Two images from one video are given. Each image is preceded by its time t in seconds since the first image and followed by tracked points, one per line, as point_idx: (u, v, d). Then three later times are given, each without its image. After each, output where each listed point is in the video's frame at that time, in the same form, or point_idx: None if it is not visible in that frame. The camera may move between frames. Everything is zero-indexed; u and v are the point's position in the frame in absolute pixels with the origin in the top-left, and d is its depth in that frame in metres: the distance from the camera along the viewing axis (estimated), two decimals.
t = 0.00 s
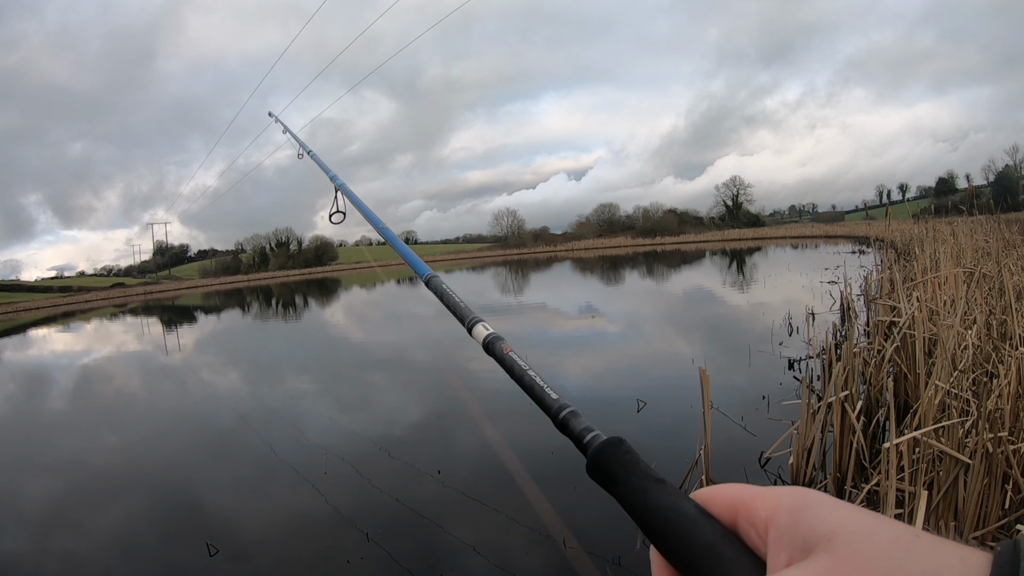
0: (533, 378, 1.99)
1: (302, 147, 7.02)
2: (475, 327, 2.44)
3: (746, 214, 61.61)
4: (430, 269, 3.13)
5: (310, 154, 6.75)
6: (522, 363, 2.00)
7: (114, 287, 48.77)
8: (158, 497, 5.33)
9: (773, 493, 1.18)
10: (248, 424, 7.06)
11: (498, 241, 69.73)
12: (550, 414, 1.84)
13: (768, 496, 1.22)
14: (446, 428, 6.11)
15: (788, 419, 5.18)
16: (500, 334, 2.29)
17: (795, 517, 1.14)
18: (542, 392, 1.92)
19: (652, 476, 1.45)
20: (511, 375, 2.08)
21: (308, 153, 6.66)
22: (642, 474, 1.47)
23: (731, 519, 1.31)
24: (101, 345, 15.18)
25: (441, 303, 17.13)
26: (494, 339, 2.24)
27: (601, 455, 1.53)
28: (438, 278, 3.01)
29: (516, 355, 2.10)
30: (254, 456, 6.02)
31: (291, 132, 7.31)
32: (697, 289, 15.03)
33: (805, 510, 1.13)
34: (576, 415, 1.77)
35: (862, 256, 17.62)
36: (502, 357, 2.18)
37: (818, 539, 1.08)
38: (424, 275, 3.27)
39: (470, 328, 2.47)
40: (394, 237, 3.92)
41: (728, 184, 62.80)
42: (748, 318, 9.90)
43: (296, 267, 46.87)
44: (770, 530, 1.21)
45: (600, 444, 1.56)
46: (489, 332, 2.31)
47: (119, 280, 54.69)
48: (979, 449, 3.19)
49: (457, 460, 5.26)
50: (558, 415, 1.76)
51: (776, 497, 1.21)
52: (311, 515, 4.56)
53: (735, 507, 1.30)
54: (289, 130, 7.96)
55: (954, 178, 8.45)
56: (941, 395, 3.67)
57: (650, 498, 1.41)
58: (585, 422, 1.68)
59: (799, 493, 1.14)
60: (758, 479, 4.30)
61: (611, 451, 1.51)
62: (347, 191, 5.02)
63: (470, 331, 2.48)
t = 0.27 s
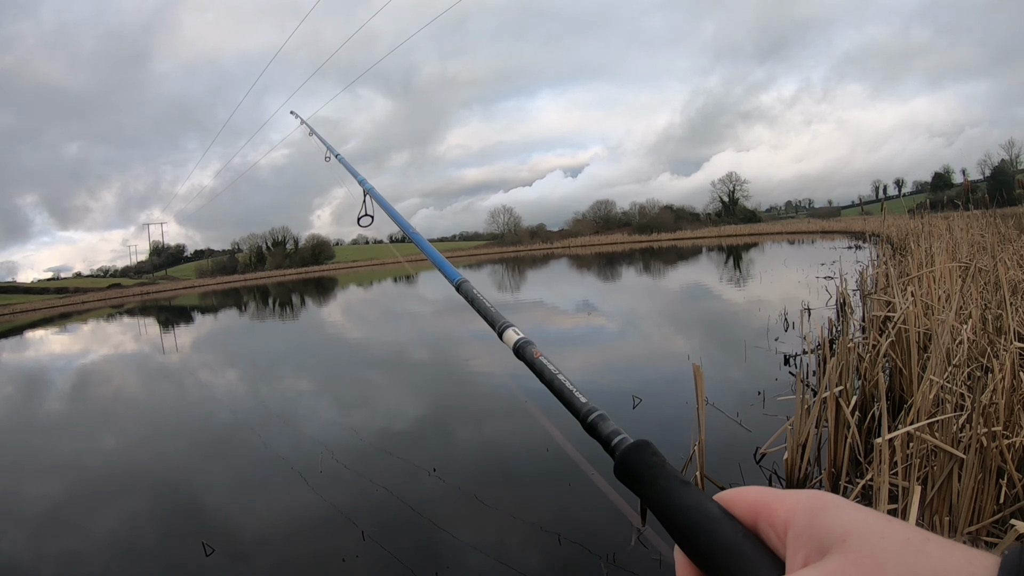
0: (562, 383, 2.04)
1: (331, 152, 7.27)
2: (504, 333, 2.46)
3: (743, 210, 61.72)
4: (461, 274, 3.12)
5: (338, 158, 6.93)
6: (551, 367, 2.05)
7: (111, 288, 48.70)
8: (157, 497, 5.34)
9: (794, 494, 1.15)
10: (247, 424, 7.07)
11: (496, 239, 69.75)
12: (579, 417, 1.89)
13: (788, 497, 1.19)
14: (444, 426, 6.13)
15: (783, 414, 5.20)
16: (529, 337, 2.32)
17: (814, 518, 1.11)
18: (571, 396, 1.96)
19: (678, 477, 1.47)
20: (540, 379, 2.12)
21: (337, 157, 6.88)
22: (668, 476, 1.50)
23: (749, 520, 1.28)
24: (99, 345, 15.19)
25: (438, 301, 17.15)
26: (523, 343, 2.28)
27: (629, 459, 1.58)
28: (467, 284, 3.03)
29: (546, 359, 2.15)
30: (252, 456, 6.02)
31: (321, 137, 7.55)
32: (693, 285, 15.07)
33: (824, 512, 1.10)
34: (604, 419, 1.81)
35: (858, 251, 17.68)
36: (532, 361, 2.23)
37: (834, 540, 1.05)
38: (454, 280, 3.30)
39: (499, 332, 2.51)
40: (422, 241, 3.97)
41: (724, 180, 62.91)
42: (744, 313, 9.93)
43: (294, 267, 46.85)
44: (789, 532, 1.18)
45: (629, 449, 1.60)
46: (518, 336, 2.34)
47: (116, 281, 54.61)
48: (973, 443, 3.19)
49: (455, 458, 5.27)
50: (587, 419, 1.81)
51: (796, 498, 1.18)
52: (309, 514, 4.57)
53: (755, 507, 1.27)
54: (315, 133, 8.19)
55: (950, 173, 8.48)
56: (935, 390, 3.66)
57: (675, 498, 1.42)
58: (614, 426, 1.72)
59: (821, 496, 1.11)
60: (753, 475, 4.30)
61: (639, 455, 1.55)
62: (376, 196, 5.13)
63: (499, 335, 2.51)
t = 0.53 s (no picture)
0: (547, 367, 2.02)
1: (320, 138, 7.23)
2: (490, 317, 2.44)
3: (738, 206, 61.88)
4: (448, 259, 3.13)
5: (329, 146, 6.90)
6: (535, 352, 2.02)
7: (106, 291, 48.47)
8: (153, 499, 5.33)
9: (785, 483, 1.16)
10: (242, 424, 7.06)
11: (491, 237, 69.74)
12: (564, 403, 1.86)
13: (778, 486, 1.20)
14: (439, 423, 6.13)
15: (775, 408, 5.21)
16: (515, 322, 2.29)
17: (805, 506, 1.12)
18: (556, 380, 1.94)
19: (664, 465, 1.46)
20: (525, 364, 2.10)
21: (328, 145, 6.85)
22: (653, 463, 1.49)
23: (742, 509, 1.29)
24: (93, 348, 15.12)
25: (433, 298, 17.14)
26: (509, 328, 2.25)
27: (613, 444, 1.56)
28: (454, 267, 3.03)
29: (531, 344, 2.12)
30: (247, 456, 6.01)
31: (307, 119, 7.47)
32: (687, 280, 15.11)
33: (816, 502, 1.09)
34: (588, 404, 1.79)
35: (850, 244, 17.76)
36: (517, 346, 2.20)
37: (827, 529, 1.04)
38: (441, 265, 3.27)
39: (486, 317, 2.48)
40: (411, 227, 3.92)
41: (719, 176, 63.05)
42: (738, 307, 9.96)
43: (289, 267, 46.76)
44: (780, 520, 1.19)
45: (612, 434, 1.58)
46: (504, 321, 2.31)
47: (111, 284, 54.37)
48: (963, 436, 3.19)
49: (449, 455, 5.28)
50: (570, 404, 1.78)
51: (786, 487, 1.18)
52: (304, 514, 4.58)
53: (746, 497, 1.29)
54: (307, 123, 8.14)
55: (941, 165, 8.50)
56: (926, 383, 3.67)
57: (662, 486, 1.42)
58: (598, 412, 1.70)
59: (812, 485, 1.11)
60: (744, 469, 4.31)
61: (623, 441, 1.53)
62: (364, 182, 5.07)
63: (486, 321, 2.48)
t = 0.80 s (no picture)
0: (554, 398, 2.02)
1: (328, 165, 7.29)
2: (498, 347, 2.43)
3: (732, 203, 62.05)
4: (455, 288, 3.12)
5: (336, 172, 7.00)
6: (544, 383, 2.03)
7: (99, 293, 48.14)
8: (147, 503, 5.30)
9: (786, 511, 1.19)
10: (235, 427, 7.02)
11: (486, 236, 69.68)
12: (572, 434, 1.86)
13: (779, 514, 1.22)
14: (434, 424, 6.12)
15: (766, 407, 5.21)
16: (523, 353, 2.29)
17: (807, 534, 1.15)
18: (564, 412, 1.94)
19: (670, 492, 1.45)
20: (533, 395, 2.09)
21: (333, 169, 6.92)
22: (659, 491, 1.47)
23: (744, 536, 1.31)
24: (85, 351, 15.00)
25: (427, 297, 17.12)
26: (516, 357, 2.25)
27: (618, 473, 1.54)
28: (461, 297, 2.98)
29: (538, 374, 2.12)
30: (240, 459, 5.98)
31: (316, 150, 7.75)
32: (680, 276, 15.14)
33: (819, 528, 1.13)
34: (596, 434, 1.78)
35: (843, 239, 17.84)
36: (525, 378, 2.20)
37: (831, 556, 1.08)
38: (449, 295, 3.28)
39: (494, 348, 2.47)
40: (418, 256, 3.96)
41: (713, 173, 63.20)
42: (731, 304, 9.99)
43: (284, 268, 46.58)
44: (782, 547, 1.21)
45: (619, 464, 1.57)
46: (512, 352, 2.30)
47: (104, 286, 54.00)
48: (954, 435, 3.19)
49: (443, 455, 5.27)
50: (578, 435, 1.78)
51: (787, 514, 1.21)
52: (300, 515, 4.56)
53: (748, 524, 1.30)
54: (314, 147, 8.33)
55: (933, 162, 8.52)
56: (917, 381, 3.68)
57: (666, 512, 1.41)
58: (605, 441, 1.69)
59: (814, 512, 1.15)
60: (735, 469, 4.30)
61: (630, 470, 1.52)
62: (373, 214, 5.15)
63: (494, 351, 2.47)
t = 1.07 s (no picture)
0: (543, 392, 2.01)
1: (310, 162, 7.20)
2: (485, 342, 2.39)
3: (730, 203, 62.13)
4: (441, 284, 3.13)
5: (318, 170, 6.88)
6: (532, 378, 2.02)
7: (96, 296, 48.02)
8: (143, 507, 5.28)
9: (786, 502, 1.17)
10: (231, 430, 6.99)
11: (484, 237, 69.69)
12: (562, 428, 1.86)
13: (779, 505, 1.21)
14: (428, 427, 6.11)
15: (761, 409, 5.20)
16: (510, 348, 2.27)
17: (808, 525, 1.14)
18: (553, 406, 1.93)
19: (664, 487, 1.45)
20: (522, 390, 2.09)
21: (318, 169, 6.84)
22: (653, 486, 1.47)
23: (741, 529, 1.30)
24: (81, 355, 14.97)
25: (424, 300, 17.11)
26: (505, 353, 2.23)
27: (612, 468, 1.55)
28: (446, 294, 2.99)
29: (527, 369, 2.11)
30: (235, 463, 5.96)
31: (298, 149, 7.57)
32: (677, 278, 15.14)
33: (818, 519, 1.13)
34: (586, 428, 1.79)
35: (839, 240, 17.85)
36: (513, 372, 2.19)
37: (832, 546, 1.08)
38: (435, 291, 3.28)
39: (481, 343, 2.45)
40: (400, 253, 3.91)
41: (710, 174, 63.30)
42: (727, 305, 9.99)
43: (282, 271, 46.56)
44: (781, 538, 1.21)
45: (611, 459, 1.57)
46: (500, 347, 2.29)
47: (101, 289, 53.89)
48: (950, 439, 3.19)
49: (439, 458, 5.26)
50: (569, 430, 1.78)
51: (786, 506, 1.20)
52: (295, 519, 4.55)
53: (745, 517, 1.29)
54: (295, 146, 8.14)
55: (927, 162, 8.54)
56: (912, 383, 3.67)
57: (661, 507, 1.41)
58: (596, 436, 1.69)
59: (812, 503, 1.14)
60: (729, 472, 4.29)
61: (623, 465, 1.52)
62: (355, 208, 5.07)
63: (480, 347, 2.45)
